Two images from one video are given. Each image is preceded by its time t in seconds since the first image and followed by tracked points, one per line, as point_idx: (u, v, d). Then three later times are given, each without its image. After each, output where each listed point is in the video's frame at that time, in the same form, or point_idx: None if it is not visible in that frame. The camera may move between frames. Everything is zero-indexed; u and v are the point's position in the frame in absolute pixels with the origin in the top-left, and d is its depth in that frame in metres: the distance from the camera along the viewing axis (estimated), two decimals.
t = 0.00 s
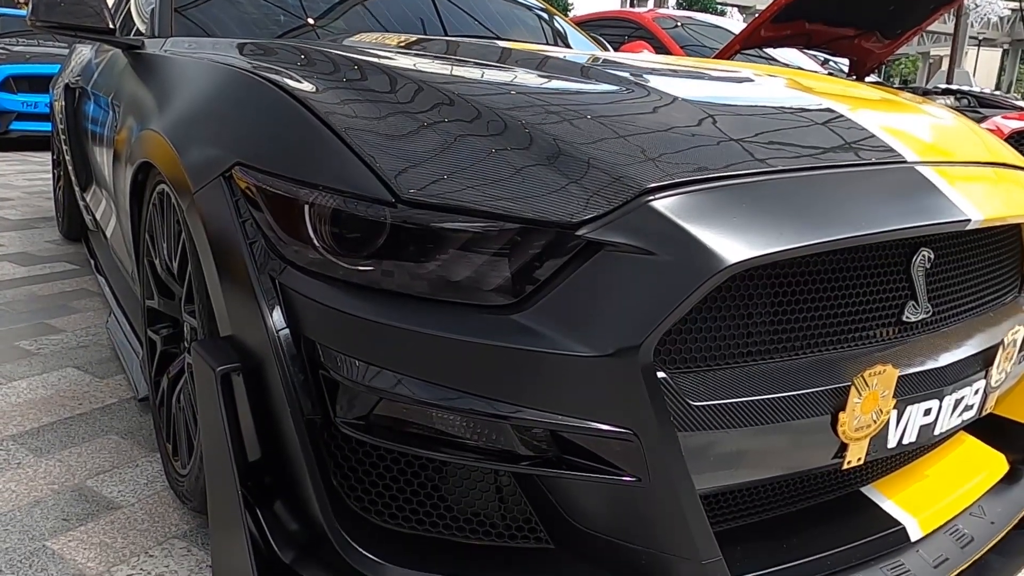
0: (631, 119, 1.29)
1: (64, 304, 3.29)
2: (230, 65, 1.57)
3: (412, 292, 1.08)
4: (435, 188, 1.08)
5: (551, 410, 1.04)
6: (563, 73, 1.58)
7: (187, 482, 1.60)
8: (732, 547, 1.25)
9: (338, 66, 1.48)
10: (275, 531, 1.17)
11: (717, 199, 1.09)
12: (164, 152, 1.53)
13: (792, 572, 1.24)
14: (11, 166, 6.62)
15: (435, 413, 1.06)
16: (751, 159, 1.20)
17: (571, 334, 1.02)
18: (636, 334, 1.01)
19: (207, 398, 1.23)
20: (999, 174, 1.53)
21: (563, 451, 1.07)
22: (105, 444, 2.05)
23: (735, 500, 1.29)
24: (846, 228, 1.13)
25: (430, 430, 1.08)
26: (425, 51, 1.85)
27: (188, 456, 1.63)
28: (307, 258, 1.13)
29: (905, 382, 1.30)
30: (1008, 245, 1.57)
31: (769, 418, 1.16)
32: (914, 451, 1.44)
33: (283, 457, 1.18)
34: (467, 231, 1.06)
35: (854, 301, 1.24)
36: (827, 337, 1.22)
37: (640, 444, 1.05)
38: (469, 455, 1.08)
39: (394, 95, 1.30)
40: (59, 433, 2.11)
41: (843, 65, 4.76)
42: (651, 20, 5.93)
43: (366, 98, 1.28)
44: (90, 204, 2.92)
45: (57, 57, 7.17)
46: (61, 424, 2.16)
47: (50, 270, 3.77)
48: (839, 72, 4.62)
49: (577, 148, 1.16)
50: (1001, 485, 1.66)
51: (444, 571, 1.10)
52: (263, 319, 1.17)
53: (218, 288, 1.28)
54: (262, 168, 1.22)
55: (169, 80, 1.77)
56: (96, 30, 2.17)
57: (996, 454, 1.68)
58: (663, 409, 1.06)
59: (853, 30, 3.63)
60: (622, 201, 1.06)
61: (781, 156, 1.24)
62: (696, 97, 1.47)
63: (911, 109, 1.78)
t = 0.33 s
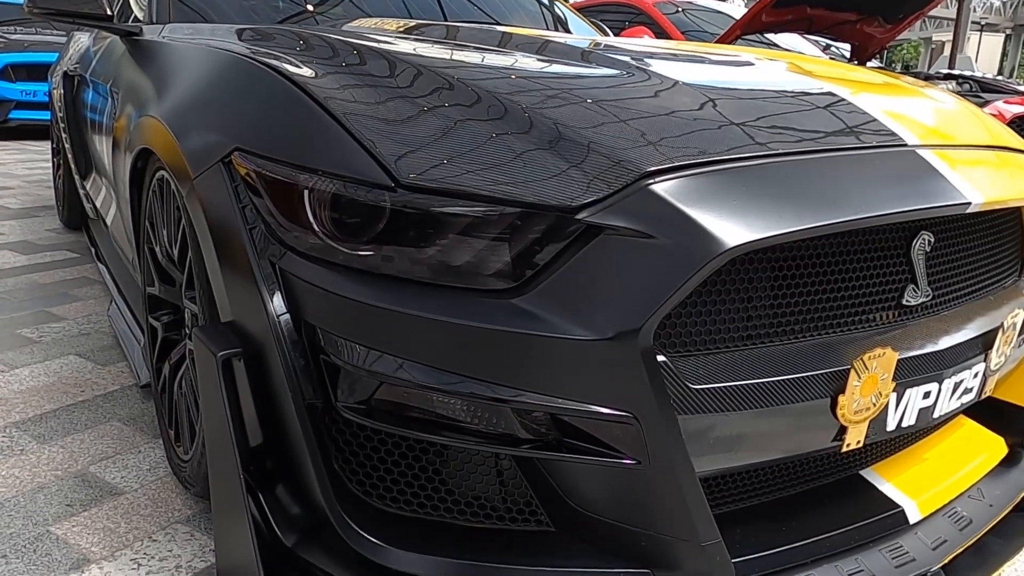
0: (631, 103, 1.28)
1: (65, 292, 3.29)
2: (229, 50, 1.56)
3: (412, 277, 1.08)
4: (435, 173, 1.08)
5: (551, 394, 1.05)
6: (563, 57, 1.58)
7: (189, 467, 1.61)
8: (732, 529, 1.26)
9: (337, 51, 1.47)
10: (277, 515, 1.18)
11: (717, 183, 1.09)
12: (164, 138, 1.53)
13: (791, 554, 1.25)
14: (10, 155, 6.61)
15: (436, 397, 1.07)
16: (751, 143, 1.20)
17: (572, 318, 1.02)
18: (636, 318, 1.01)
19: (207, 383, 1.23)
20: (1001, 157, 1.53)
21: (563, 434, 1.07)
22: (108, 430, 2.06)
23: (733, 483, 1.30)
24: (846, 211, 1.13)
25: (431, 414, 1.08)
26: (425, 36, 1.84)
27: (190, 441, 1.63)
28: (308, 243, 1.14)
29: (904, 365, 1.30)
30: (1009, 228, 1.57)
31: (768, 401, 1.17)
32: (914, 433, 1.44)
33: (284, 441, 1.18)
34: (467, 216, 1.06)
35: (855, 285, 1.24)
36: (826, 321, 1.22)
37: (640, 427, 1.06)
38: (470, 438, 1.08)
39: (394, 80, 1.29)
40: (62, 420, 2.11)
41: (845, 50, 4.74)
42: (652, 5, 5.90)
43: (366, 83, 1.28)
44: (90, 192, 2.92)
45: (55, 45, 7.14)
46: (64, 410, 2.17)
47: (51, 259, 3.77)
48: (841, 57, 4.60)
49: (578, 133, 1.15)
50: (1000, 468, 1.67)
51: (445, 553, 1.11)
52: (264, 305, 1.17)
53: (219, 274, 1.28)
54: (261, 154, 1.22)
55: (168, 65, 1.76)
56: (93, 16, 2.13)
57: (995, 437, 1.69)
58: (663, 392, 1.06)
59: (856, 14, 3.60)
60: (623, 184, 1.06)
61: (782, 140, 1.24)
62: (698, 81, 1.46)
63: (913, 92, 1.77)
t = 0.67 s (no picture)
0: (633, 88, 1.28)
1: (68, 280, 3.30)
2: (229, 36, 1.56)
3: (415, 263, 1.08)
4: (436, 158, 1.08)
5: (553, 379, 1.05)
6: (566, 42, 1.57)
7: (193, 453, 1.62)
8: (733, 514, 1.27)
9: (338, 37, 1.47)
10: (281, 500, 1.19)
11: (718, 167, 1.09)
12: (165, 125, 1.53)
13: (792, 538, 1.26)
14: (12, 145, 6.60)
15: (438, 382, 1.07)
16: (754, 128, 1.20)
17: (573, 303, 1.02)
18: (638, 303, 1.01)
19: (210, 369, 1.24)
20: (1004, 142, 1.53)
21: (565, 419, 1.08)
22: (111, 417, 2.07)
23: (734, 468, 1.30)
24: (848, 196, 1.13)
25: (433, 399, 1.09)
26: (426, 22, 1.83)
27: (193, 428, 1.64)
28: (310, 229, 1.14)
29: (906, 350, 1.30)
30: (1012, 214, 1.57)
31: (769, 385, 1.17)
32: (915, 418, 1.45)
33: (287, 427, 1.19)
34: (469, 201, 1.06)
35: (856, 270, 1.24)
36: (829, 306, 1.22)
37: (642, 412, 1.06)
38: (472, 423, 1.09)
39: (396, 66, 1.29)
40: (66, 407, 2.12)
41: (848, 36, 4.71)
42: None
43: (367, 68, 1.27)
44: (92, 180, 2.92)
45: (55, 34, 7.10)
46: (67, 398, 2.18)
47: (53, 248, 3.77)
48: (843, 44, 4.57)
49: (579, 117, 1.15)
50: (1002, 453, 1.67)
51: (447, 538, 1.12)
52: (266, 290, 1.17)
53: (221, 260, 1.29)
54: (262, 140, 1.21)
55: (168, 52, 1.75)
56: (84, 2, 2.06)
57: (996, 422, 1.70)
58: (664, 377, 1.06)
59: (859, 2, 3.55)
60: (625, 168, 1.06)
61: (785, 125, 1.23)
62: (700, 67, 1.46)
63: (917, 78, 1.76)
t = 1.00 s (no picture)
0: (637, 73, 1.27)
1: (70, 270, 3.30)
2: (230, 22, 1.55)
3: (417, 249, 1.08)
4: (439, 143, 1.08)
5: (556, 364, 1.05)
6: (568, 27, 1.56)
7: (196, 441, 1.62)
8: (735, 500, 1.27)
9: (340, 22, 1.46)
10: (285, 486, 1.20)
11: (722, 152, 1.09)
12: (166, 113, 1.53)
13: (794, 524, 1.27)
14: (14, 135, 6.59)
15: (441, 368, 1.07)
16: (758, 113, 1.19)
17: (576, 290, 1.02)
18: (641, 289, 1.01)
19: (213, 355, 1.24)
20: (1008, 128, 1.52)
21: (568, 405, 1.08)
22: (115, 405, 2.07)
23: (738, 454, 1.30)
24: (852, 181, 1.13)
25: (436, 386, 1.09)
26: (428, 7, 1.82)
27: (196, 415, 1.65)
28: (312, 215, 1.14)
29: (908, 336, 1.30)
30: (1017, 200, 1.56)
31: (772, 371, 1.17)
32: (918, 405, 1.45)
33: (290, 413, 1.19)
34: (472, 187, 1.06)
35: (860, 257, 1.24)
36: (833, 291, 1.22)
37: (644, 398, 1.06)
38: (475, 409, 1.09)
39: (398, 51, 1.29)
40: (69, 395, 2.13)
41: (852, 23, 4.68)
42: None
43: (369, 54, 1.27)
44: (93, 169, 2.92)
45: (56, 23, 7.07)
46: (71, 385, 2.19)
47: (55, 237, 3.77)
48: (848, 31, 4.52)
49: (583, 103, 1.15)
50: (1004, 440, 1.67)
51: (451, 523, 1.13)
52: (268, 277, 1.17)
53: (223, 247, 1.29)
54: (264, 126, 1.21)
55: (169, 39, 1.75)
56: None
57: (998, 409, 1.70)
58: (667, 363, 1.06)
59: None
60: (628, 154, 1.05)
61: (789, 111, 1.22)
62: (703, 52, 1.45)
63: (921, 64, 1.75)
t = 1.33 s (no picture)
0: (638, 58, 1.26)
1: (71, 259, 3.30)
2: (229, 7, 1.54)
3: (418, 235, 1.08)
4: (439, 128, 1.07)
5: (557, 350, 1.05)
6: (570, 12, 1.55)
7: (197, 428, 1.63)
8: (735, 485, 1.27)
9: (339, 7, 1.45)
10: (286, 471, 1.20)
11: (724, 137, 1.08)
12: (166, 100, 1.52)
13: (794, 510, 1.27)
14: (14, 125, 6.58)
15: (441, 353, 1.07)
16: (760, 98, 1.19)
17: (577, 275, 1.02)
18: (642, 273, 1.01)
19: (214, 341, 1.24)
20: (1011, 113, 1.52)
21: (568, 390, 1.08)
22: (116, 393, 2.08)
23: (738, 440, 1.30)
24: (854, 166, 1.12)
25: (436, 371, 1.09)
26: None
27: (197, 402, 1.65)
28: (312, 201, 1.13)
29: (909, 321, 1.30)
30: (1019, 186, 1.56)
31: (772, 356, 1.17)
32: (919, 390, 1.45)
33: (290, 399, 1.19)
34: (472, 172, 1.06)
35: (862, 242, 1.23)
36: (834, 277, 1.22)
37: (645, 383, 1.06)
38: (476, 394, 1.09)
39: (398, 36, 1.28)
40: (71, 383, 2.13)
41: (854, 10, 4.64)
42: None
43: (370, 39, 1.26)
44: (93, 157, 2.91)
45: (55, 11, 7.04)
46: (73, 373, 2.19)
47: (56, 226, 3.77)
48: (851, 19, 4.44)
49: (584, 87, 1.14)
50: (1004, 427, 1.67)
51: (451, 508, 1.14)
52: (268, 263, 1.17)
53: (223, 233, 1.28)
54: (264, 111, 1.20)
55: (169, 25, 1.74)
56: None
57: (998, 395, 1.70)
58: (667, 347, 1.06)
59: None
60: (629, 138, 1.05)
61: (792, 96, 1.21)
62: (705, 37, 1.44)
63: (925, 49, 1.74)
